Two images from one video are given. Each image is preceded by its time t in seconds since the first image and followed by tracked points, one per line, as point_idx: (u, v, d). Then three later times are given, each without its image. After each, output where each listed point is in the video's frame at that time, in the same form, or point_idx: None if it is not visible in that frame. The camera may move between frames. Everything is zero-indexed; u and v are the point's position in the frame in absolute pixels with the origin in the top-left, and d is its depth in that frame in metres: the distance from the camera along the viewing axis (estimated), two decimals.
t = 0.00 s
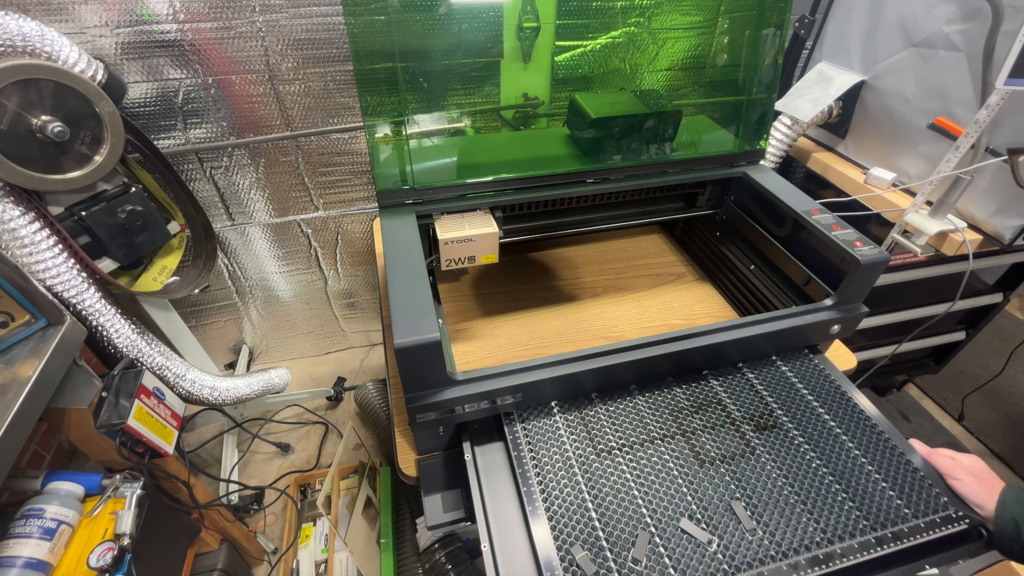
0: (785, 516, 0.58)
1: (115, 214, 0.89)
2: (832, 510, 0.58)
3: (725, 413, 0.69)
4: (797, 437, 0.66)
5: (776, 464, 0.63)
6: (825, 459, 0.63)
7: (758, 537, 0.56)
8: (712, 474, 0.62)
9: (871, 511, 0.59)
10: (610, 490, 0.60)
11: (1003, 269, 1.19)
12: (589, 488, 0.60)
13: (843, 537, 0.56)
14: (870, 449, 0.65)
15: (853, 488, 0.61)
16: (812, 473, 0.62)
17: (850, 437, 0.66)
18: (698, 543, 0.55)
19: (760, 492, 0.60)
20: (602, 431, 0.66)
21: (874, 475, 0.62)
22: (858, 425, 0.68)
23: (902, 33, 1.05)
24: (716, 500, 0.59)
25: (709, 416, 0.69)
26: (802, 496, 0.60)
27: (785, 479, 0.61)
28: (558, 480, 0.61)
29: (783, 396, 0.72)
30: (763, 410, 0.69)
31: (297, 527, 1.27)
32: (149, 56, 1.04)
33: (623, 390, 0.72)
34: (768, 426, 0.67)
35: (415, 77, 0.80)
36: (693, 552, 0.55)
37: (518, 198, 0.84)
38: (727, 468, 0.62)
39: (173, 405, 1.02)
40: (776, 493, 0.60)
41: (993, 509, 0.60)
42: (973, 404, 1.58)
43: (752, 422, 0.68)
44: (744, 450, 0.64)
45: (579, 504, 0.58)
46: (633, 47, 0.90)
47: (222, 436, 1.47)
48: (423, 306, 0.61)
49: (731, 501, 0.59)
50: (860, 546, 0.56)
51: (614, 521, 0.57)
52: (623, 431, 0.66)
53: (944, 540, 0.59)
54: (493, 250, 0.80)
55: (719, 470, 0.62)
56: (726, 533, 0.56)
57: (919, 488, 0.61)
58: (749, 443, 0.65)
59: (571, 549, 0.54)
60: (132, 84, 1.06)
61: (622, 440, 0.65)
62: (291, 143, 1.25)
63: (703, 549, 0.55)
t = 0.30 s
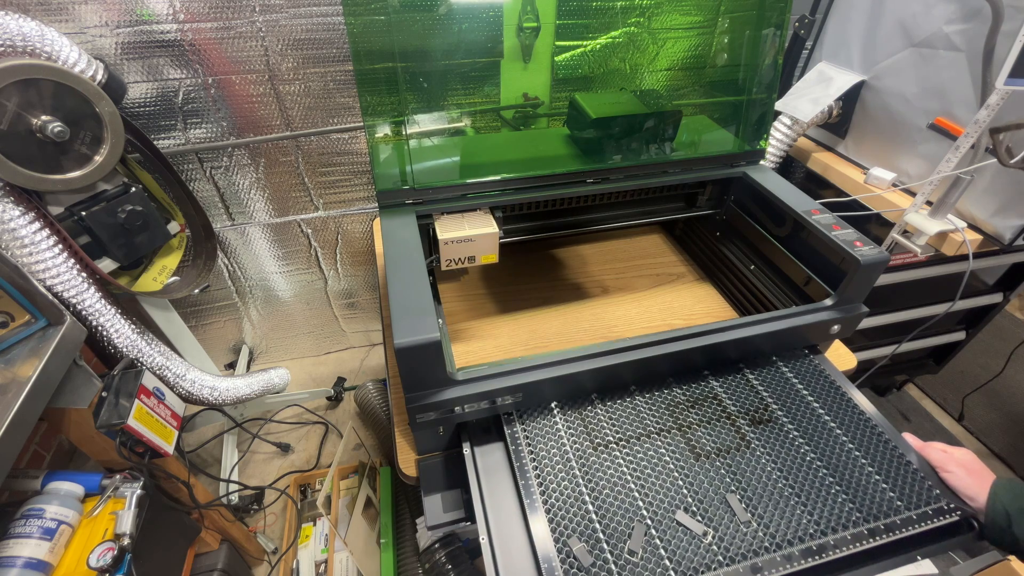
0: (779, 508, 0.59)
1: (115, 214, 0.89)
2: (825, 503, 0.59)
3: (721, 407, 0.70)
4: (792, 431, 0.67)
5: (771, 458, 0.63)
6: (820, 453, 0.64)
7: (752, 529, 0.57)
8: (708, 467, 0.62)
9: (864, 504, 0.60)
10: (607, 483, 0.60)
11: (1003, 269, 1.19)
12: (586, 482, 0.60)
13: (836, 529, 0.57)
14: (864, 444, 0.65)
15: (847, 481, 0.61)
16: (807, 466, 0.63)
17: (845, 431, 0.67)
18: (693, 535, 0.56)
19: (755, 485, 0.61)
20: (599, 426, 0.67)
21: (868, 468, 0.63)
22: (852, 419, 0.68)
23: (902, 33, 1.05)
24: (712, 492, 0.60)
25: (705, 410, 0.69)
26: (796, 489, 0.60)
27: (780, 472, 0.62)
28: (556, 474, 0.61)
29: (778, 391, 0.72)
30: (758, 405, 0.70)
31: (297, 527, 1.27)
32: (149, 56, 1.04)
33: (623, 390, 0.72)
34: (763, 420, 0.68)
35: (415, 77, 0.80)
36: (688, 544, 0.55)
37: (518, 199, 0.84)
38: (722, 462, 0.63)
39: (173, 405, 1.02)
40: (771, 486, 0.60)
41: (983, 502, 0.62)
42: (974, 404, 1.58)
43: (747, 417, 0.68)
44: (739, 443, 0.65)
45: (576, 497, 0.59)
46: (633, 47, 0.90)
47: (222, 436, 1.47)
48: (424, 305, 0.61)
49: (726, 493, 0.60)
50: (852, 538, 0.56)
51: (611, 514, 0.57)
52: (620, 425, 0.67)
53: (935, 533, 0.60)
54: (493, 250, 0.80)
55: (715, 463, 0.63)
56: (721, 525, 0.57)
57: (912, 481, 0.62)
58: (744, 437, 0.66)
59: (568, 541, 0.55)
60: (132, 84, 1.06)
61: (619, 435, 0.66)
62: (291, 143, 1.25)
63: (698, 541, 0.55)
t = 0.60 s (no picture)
0: (776, 500, 0.59)
1: (115, 214, 0.89)
2: (822, 495, 0.60)
3: (719, 402, 0.70)
4: (789, 425, 0.67)
5: (768, 452, 0.64)
6: (816, 446, 0.65)
7: (750, 522, 0.57)
8: (706, 462, 0.63)
9: (860, 496, 0.60)
10: (606, 477, 0.61)
11: (1003, 269, 1.19)
12: (585, 477, 0.61)
13: (833, 521, 0.58)
14: (860, 437, 0.66)
15: (844, 474, 0.62)
16: (804, 460, 0.63)
17: (841, 426, 0.67)
18: (692, 528, 0.56)
19: (753, 478, 0.61)
20: (598, 422, 0.67)
21: (864, 461, 0.63)
22: (848, 414, 0.69)
23: (902, 33, 1.05)
24: (710, 486, 0.60)
25: (703, 405, 0.70)
26: (794, 482, 0.61)
27: (777, 466, 0.62)
28: (555, 469, 0.61)
29: (775, 386, 0.73)
30: (755, 400, 0.71)
31: (297, 527, 1.27)
32: (149, 56, 1.04)
33: (623, 390, 0.72)
34: (760, 415, 0.69)
35: (415, 77, 0.80)
36: (687, 537, 0.56)
37: (518, 199, 0.84)
38: (720, 456, 0.63)
39: (173, 405, 1.02)
40: (769, 479, 0.61)
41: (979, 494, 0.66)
42: (974, 404, 1.58)
43: (745, 412, 0.69)
44: (736, 438, 0.65)
45: (575, 491, 0.59)
46: (633, 47, 0.90)
47: (222, 436, 1.47)
48: (424, 305, 0.61)
49: (724, 487, 0.60)
50: (848, 530, 0.57)
51: (610, 508, 0.58)
52: (619, 421, 0.67)
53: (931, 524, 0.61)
54: (493, 250, 0.80)
55: (713, 458, 0.63)
56: (718, 519, 0.58)
57: (908, 474, 0.63)
58: (742, 431, 0.66)
59: (567, 535, 0.56)
60: (132, 84, 1.06)
61: (618, 431, 0.66)
62: (291, 143, 1.25)
63: (696, 534, 0.56)
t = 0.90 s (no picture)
0: (771, 490, 0.60)
1: (115, 214, 0.89)
2: (817, 485, 0.60)
3: (715, 396, 0.71)
4: (785, 418, 0.68)
5: (763, 443, 0.65)
6: (812, 438, 0.65)
7: (745, 511, 0.58)
8: (702, 453, 0.63)
9: (855, 487, 0.61)
10: (603, 469, 0.61)
11: (1003, 269, 1.19)
12: (583, 469, 0.61)
13: (827, 511, 0.58)
14: (855, 430, 0.67)
15: (839, 465, 0.63)
16: (799, 451, 0.64)
17: (836, 418, 0.68)
18: (687, 517, 0.57)
19: (748, 469, 0.62)
20: (596, 415, 0.68)
21: (859, 453, 0.64)
22: (844, 407, 0.70)
23: (902, 33, 1.05)
24: (705, 476, 0.61)
25: (699, 399, 0.71)
26: (789, 473, 0.62)
27: (772, 457, 0.63)
28: (553, 462, 0.62)
29: (771, 380, 0.74)
30: (751, 393, 0.72)
31: (297, 527, 1.27)
32: (149, 56, 1.04)
33: (623, 390, 0.72)
34: (756, 408, 0.69)
35: (415, 77, 0.80)
36: (682, 526, 0.57)
37: (519, 199, 0.84)
38: (716, 447, 0.64)
39: (173, 405, 1.02)
40: (764, 470, 0.62)
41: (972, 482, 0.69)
42: (974, 404, 1.58)
43: (740, 405, 0.70)
44: (732, 430, 0.66)
45: (573, 484, 0.60)
46: (633, 47, 0.90)
47: (222, 436, 1.47)
48: (424, 306, 0.61)
49: (720, 477, 0.61)
50: (843, 519, 0.58)
51: (607, 498, 0.58)
52: (616, 415, 0.68)
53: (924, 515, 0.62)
54: (493, 250, 0.80)
55: (709, 449, 0.64)
56: (714, 509, 0.58)
57: (903, 465, 0.63)
58: (737, 424, 0.67)
59: (565, 524, 0.56)
60: (132, 84, 1.06)
61: (616, 424, 0.67)
62: (291, 143, 1.25)
63: (691, 523, 0.57)
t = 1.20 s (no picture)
0: (761, 480, 0.62)
1: (116, 214, 0.89)
2: (805, 475, 0.62)
3: (708, 388, 0.73)
4: (776, 410, 0.70)
5: (754, 434, 0.66)
6: (801, 429, 0.67)
7: (735, 500, 0.60)
8: (694, 443, 0.65)
9: (842, 476, 0.62)
10: (598, 459, 0.63)
11: (1003, 269, 1.19)
12: (579, 459, 0.63)
13: (815, 499, 0.60)
14: (844, 421, 0.68)
15: (827, 455, 0.64)
16: (788, 442, 0.66)
17: (826, 410, 0.70)
18: (679, 505, 0.59)
19: (739, 459, 0.64)
20: (592, 407, 0.69)
21: (847, 443, 0.66)
22: (834, 399, 0.71)
23: (902, 33, 1.05)
24: (697, 466, 0.63)
25: (693, 392, 0.72)
26: (778, 463, 0.63)
27: (763, 448, 0.65)
28: (550, 452, 0.64)
29: (764, 374, 0.75)
30: (742, 385, 0.73)
31: (297, 527, 1.27)
32: (149, 56, 1.04)
33: (623, 390, 0.72)
34: (748, 400, 0.71)
35: (415, 77, 0.80)
36: (674, 514, 0.58)
37: (519, 199, 0.84)
38: (708, 438, 0.66)
39: (173, 405, 1.02)
40: (754, 460, 0.63)
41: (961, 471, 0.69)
42: (974, 404, 1.58)
43: (733, 397, 0.71)
44: (724, 422, 0.68)
45: (568, 473, 0.61)
46: (633, 47, 0.90)
47: (222, 436, 1.47)
48: (424, 306, 0.61)
49: (711, 467, 0.63)
50: (830, 507, 0.59)
51: (601, 487, 0.60)
52: (611, 406, 0.70)
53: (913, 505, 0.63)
54: (493, 250, 0.80)
55: (701, 440, 0.65)
56: (705, 497, 0.60)
57: (889, 455, 0.65)
58: (729, 415, 0.69)
59: (560, 512, 0.58)
60: (132, 84, 1.06)
61: (611, 416, 0.68)
62: (291, 143, 1.25)
63: (682, 510, 0.59)
